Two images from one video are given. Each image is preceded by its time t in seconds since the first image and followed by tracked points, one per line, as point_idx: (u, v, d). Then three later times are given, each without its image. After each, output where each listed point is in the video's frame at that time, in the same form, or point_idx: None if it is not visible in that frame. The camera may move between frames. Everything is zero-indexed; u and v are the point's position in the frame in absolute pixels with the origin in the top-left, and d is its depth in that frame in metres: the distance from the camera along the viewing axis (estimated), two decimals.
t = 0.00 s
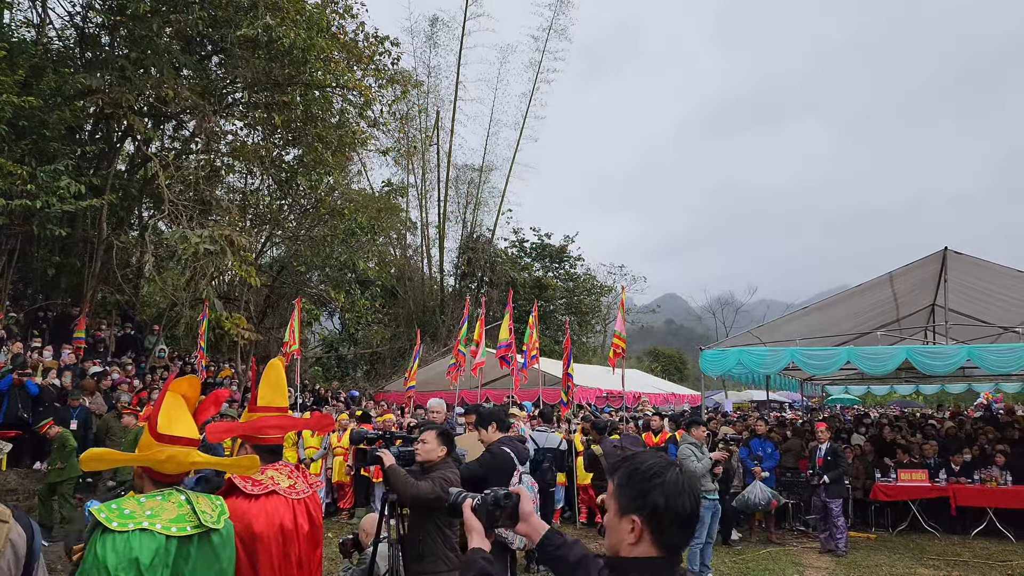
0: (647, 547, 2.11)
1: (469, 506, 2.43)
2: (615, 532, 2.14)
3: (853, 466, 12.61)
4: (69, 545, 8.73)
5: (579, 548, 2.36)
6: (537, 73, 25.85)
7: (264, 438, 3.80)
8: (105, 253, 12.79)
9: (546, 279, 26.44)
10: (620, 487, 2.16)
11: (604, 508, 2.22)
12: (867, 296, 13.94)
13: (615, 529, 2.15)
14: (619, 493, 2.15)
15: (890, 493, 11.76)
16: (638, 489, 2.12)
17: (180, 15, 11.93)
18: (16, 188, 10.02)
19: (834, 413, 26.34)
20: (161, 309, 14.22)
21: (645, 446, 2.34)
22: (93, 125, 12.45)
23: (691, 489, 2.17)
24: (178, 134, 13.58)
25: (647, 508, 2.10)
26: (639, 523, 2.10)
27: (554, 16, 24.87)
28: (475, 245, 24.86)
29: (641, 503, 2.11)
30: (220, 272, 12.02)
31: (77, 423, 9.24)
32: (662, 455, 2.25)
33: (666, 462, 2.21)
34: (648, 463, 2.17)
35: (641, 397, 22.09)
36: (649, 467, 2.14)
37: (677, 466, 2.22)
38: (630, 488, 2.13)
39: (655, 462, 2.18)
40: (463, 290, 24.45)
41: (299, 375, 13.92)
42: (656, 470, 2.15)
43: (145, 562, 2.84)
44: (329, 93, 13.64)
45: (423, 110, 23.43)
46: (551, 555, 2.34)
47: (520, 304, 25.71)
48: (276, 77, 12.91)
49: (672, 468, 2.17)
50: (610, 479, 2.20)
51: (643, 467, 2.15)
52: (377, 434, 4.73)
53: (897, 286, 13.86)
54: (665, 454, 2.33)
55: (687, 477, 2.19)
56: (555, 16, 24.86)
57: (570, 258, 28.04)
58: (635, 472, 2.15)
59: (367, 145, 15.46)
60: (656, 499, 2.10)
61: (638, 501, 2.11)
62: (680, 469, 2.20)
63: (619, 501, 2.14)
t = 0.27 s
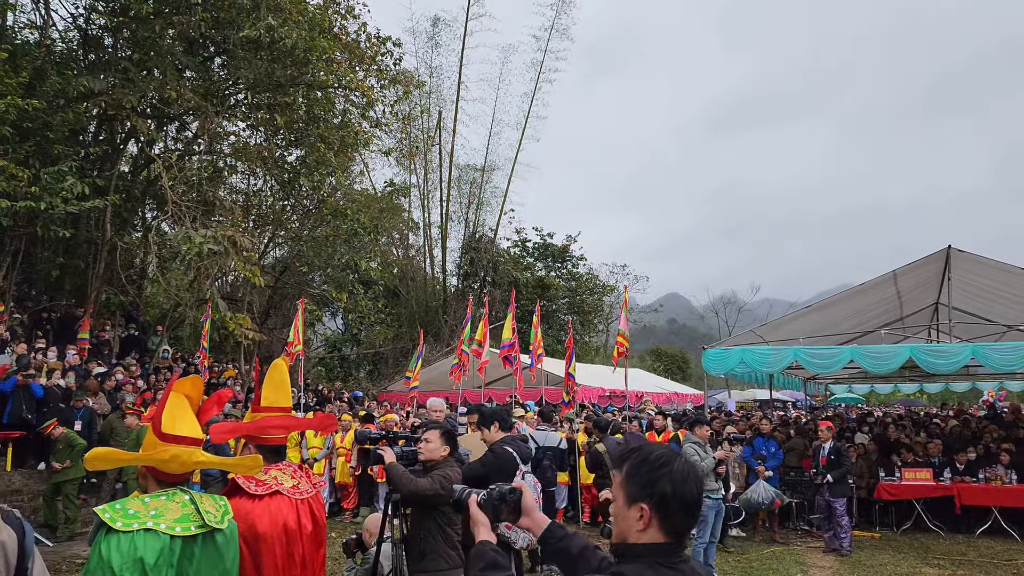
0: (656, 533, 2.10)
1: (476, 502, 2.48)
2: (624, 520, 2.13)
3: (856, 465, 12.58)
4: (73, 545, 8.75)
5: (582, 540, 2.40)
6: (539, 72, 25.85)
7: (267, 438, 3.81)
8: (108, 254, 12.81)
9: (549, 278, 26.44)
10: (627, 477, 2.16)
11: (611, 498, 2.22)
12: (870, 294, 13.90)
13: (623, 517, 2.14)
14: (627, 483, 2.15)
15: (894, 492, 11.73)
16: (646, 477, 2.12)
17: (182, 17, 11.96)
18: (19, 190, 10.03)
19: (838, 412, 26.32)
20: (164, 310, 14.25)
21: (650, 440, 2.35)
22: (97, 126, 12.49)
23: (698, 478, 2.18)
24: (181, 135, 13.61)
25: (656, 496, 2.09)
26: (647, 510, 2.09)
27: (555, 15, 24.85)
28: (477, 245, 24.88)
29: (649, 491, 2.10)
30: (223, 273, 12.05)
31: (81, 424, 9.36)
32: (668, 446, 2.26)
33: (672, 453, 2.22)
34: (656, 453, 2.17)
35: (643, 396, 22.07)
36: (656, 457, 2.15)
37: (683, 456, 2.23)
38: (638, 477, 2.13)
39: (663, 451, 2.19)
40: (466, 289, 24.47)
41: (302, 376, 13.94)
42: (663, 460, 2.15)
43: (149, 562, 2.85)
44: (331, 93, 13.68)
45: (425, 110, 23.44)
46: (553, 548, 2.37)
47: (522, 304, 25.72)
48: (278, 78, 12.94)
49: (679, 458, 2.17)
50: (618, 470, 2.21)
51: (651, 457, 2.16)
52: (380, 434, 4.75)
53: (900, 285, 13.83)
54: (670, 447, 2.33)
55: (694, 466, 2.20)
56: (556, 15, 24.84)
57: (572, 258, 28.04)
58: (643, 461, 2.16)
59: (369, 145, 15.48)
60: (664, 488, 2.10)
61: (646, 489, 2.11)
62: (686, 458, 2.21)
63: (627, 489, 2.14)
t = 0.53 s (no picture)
0: (682, 523, 2.14)
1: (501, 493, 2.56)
2: (650, 510, 2.18)
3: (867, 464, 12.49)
4: (86, 546, 8.78)
5: (599, 530, 2.46)
6: (546, 71, 25.83)
7: (277, 438, 3.81)
8: (119, 255, 12.86)
9: (557, 278, 26.39)
10: (654, 469, 2.20)
11: (636, 488, 2.26)
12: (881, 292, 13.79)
13: (650, 506, 2.18)
14: (654, 474, 2.20)
15: (906, 491, 11.65)
16: (674, 469, 2.17)
17: (191, 19, 11.99)
18: (30, 193, 10.06)
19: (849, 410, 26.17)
20: (174, 311, 14.31)
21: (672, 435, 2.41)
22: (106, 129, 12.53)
23: (722, 472, 2.24)
24: (190, 137, 13.65)
25: (684, 486, 2.14)
26: (675, 500, 2.14)
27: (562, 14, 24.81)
28: (485, 245, 24.85)
29: (677, 481, 2.15)
30: (232, 274, 12.09)
31: (93, 425, 9.42)
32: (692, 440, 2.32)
33: (697, 447, 2.27)
34: (682, 446, 2.23)
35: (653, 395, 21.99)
36: (683, 450, 2.20)
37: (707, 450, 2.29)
38: (665, 469, 2.18)
39: (689, 445, 2.24)
40: (474, 289, 24.46)
41: (311, 376, 13.96)
42: (690, 453, 2.21)
43: (161, 562, 2.85)
44: (339, 94, 13.72)
45: (433, 110, 23.44)
46: (571, 539, 2.44)
47: (531, 303, 25.69)
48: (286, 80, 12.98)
49: (704, 451, 2.23)
50: (643, 462, 2.26)
51: (678, 450, 2.22)
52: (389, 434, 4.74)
53: (911, 283, 13.74)
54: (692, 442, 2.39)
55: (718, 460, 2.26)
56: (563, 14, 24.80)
57: (580, 257, 27.98)
58: (669, 454, 2.21)
59: (377, 146, 15.49)
60: (691, 479, 2.15)
61: (674, 481, 2.15)
62: (709, 452, 2.27)
63: (654, 480, 2.19)
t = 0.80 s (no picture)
0: (731, 516, 2.15)
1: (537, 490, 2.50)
2: (700, 502, 2.18)
3: (885, 463, 12.34)
4: (104, 546, 8.84)
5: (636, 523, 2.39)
6: (557, 71, 25.78)
7: (293, 438, 3.80)
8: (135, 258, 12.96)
9: (570, 277, 26.32)
10: (706, 463, 2.19)
11: (683, 482, 2.25)
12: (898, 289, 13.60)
13: (700, 500, 2.18)
14: (704, 468, 2.19)
15: (925, 489, 11.49)
16: (725, 463, 2.16)
17: (204, 23, 12.06)
18: (47, 197, 10.12)
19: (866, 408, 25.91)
20: (190, 313, 14.40)
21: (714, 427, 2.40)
22: (122, 132, 12.64)
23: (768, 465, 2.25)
24: (205, 140, 13.74)
25: (734, 481, 2.14)
26: (726, 495, 2.14)
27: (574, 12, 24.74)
28: (498, 245, 24.84)
29: (729, 476, 2.15)
30: (247, 275, 12.15)
31: (111, 426, 9.46)
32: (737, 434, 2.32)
33: (744, 441, 2.28)
34: (732, 441, 2.22)
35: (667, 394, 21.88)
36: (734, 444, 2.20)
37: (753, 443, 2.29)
38: (716, 464, 2.17)
39: (737, 439, 2.24)
40: (488, 289, 24.46)
41: (326, 377, 14.00)
42: (741, 448, 2.21)
43: (179, 561, 2.86)
44: (351, 96, 13.79)
45: (445, 110, 23.46)
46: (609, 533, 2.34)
47: (544, 302, 25.65)
48: (298, 82, 13.05)
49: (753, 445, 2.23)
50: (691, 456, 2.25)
51: (728, 445, 2.21)
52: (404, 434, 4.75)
53: (929, 280, 13.55)
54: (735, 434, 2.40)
55: (764, 454, 2.27)
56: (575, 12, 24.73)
57: (593, 256, 27.90)
58: (720, 448, 2.20)
59: (390, 147, 15.52)
60: (743, 473, 2.15)
61: (725, 475, 2.15)
62: (756, 446, 2.28)
63: (704, 475, 2.18)
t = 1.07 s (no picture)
0: (784, 501, 2.31)
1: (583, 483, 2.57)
2: (754, 489, 2.33)
3: (908, 461, 12.13)
4: (129, 545, 8.93)
5: (676, 512, 2.69)
6: (574, 69, 25.70)
7: (312, 437, 3.81)
8: (157, 260, 13.09)
9: (588, 276, 26.22)
10: (759, 453, 2.35)
11: (735, 470, 2.41)
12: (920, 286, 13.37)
13: (753, 487, 2.34)
14: (758, 457, 2.35)
15: (949, 487, 11.31)
16: (778, 452, 2.33)
17: (222, 26, 12.12)
18: (70, 200, 10.23)
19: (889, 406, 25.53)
20: (211, 314, 14.52)
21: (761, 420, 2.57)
22: (143, 136, 12.77)
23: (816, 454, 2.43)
24: (223, 142, 13.83)
25: (787, 468, 2.31)
26: (780, 481, 2.30)
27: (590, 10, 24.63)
28: (515, 244, 24.80)
29: (781, 464, 2.32)
30: (266, 276, 12.23)
31: (134, 426, 9.56)
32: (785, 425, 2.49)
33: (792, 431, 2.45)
34: (783, 431, 2.39)
35: (687, 393, 21.72)
36: (785, 434, 2.37)
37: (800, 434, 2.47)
38: (769, 453, 2.34)
39: (787, 430, 2.41)
40: (506, 288, 24.44)
41: (345, 377, 14.07)
42: (791, 438, 2.38)
43: (201, 560, 2.86)
44: (368, 97, 13.83)
45: (462, 110, 23.47)
46: (654, 522, 2.61)
47: (562, 301, 25.56)
48: (315, 83, 13.11)
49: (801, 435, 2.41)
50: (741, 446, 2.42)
51: (778, 435, 2.38)
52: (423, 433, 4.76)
53: (952, 277, 13.35)
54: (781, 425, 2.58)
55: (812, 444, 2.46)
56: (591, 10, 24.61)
57: (611, 255, 27.77)
58: (772, 438, 2.37)
59: (407, 147, 15.54)
60: (795, 462, 2.32)
61: (778, 463, 2.32)
62: (803, 436, 2.45)
63: (758, 463, 2.35)
